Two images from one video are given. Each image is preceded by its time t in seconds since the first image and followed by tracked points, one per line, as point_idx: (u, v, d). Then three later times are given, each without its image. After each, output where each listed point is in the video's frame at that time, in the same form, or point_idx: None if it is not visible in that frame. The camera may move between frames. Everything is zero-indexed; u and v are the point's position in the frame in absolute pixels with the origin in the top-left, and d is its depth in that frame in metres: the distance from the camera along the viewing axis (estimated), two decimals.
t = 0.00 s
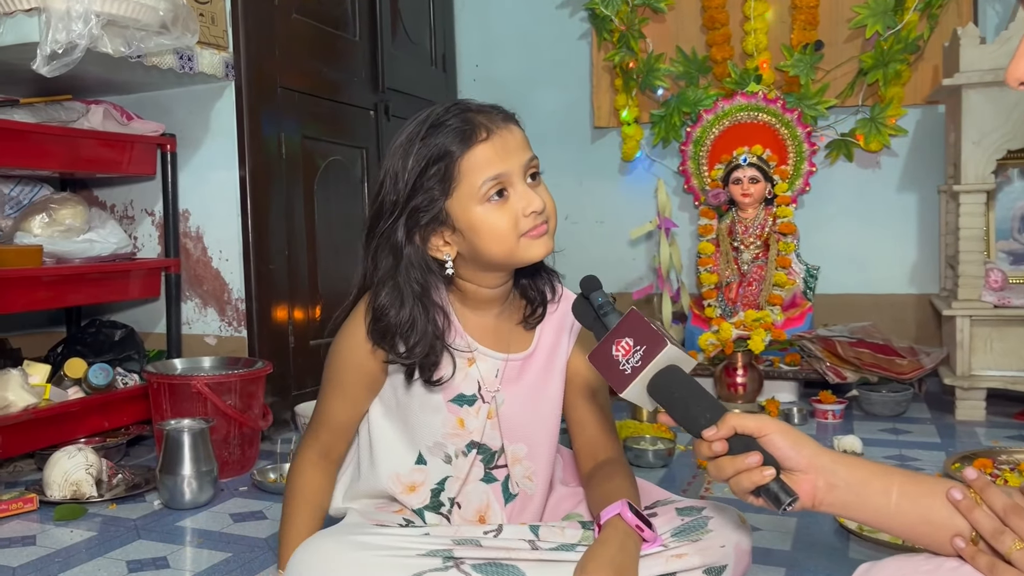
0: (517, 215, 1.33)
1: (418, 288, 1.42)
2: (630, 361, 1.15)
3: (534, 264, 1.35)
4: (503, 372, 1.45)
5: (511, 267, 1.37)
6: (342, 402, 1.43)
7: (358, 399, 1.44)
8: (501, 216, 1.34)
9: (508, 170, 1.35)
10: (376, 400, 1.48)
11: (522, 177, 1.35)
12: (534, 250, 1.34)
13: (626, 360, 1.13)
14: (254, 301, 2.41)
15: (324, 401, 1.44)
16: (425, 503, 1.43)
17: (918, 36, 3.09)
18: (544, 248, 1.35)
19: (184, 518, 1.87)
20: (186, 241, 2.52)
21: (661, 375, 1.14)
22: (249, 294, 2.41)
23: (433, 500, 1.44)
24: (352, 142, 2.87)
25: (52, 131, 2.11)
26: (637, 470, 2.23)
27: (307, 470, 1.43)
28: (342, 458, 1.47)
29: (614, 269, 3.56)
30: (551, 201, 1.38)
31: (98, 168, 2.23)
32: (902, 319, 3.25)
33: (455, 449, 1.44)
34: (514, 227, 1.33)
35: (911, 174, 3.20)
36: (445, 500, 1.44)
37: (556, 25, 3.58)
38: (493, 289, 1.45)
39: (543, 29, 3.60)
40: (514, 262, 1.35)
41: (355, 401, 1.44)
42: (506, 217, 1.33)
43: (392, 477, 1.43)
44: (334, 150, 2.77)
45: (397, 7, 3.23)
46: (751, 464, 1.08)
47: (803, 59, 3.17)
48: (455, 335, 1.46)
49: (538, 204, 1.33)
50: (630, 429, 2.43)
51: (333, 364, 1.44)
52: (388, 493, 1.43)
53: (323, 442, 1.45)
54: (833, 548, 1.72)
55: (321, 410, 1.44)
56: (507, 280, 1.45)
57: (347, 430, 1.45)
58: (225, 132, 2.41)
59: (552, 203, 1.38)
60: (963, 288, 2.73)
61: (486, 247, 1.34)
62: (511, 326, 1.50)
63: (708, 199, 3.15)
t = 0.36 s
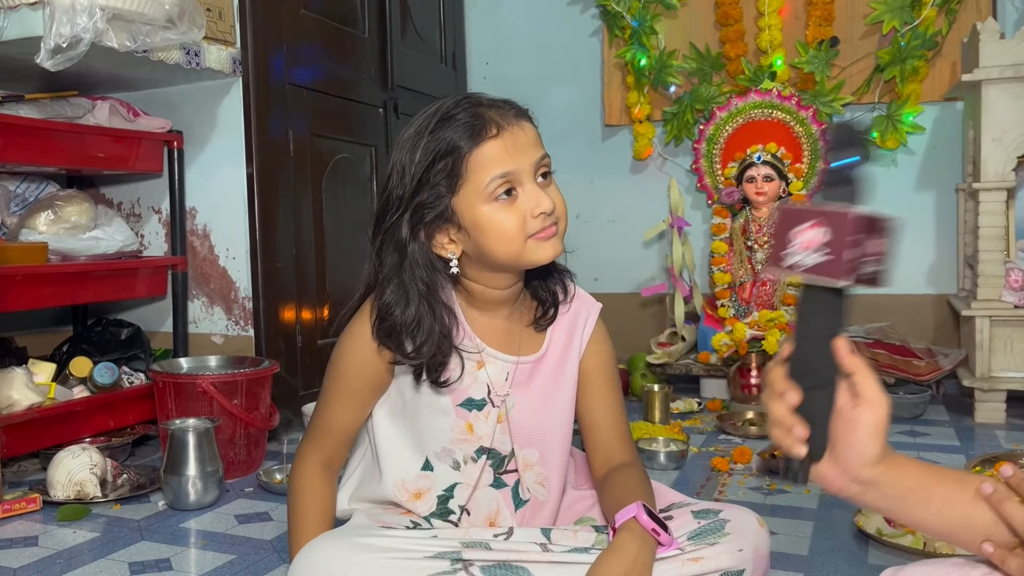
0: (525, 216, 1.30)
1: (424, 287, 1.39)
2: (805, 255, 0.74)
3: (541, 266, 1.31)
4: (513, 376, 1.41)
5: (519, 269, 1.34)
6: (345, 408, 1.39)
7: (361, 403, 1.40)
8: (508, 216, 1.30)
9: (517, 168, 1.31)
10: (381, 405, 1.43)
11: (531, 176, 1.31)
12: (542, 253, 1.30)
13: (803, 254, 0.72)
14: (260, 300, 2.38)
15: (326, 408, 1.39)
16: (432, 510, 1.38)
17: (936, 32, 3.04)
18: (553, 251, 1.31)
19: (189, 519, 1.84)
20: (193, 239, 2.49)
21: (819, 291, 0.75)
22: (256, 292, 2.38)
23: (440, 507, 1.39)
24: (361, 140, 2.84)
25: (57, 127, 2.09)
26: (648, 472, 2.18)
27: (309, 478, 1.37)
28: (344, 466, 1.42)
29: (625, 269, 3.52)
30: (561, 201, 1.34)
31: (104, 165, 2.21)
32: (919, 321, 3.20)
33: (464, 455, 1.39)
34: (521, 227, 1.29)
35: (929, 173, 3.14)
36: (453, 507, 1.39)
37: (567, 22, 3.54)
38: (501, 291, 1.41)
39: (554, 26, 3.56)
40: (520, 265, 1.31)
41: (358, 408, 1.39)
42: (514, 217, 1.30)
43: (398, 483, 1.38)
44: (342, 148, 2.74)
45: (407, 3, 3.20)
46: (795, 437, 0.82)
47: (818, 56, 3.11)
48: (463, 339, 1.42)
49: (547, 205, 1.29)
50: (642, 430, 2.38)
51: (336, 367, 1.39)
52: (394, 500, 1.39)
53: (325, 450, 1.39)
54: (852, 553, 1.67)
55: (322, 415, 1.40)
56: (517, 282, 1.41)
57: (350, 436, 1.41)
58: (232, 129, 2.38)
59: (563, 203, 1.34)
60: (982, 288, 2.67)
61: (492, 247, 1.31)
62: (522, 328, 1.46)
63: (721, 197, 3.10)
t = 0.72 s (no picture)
0: (507, 205, 1.26)
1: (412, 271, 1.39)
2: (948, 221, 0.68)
3: (521, 259, 1.27)
4: (513, 378, 1.37)
5: (503, 263, 1.30)
6: (342, 410, 1.36)
7: (358, 406, 1.37)
8: (487, 203, 1.28)
9: (502, 154, 1.29)
10: (378, 406, 1.40)
11: (518, 164, 1.29)
12: (522, 245, 1.26)
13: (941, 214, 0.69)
14: (263, 300, 2.35)
15: (323, 411, 1.36)
16: (432, 516, 1.33)
17: (949, 30, 2.99)
18: (534, 245, 1.26)
19: (188, 522, 1.81)
20: (195, 238, 2.46)
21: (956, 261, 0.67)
22: (259, 292, 2.35)
23: (441, 513, 1.34)
24: (366, 139, 2.82)
25: (59, 124, 2.07)
26: (656, 476, 2.14)
27: (307, 485, 1.34)
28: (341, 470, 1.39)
29: (633, 269, 3.48)
30: (554, 198, 1.30)
31: (108, 162, 2.20)
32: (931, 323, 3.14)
33: (464, 459, 1.35)
34: (502, 217, 1.26)
35: (942, 173, 3.09)
36: (453, 513, 1.34)
37: (574, 21, 3.51)
38: (498, 289, 1.37)
39: (561, 25, 3.53)
40: (499, 256, 1.27)
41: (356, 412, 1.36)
42: (496, 206, 1.27)
43: (399, 487, 1.34)
44: (347, 147, 2.71)
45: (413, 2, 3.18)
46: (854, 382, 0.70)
47: (829, 54, 3.08)
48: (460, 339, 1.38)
49: (530, 196, 1.26)
50: (650, 433, 2.34)
51: (333, 369, 1.36)
52: (393, 504, 1.34)
53: (323, 454, 1.36)
54: (864, 560, 1.62)
55: (319, 418, 1.37)
56: (515, 281, 1.38)
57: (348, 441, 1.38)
58: (235, 126, 2.36)
59: (554, 201, 1.30)
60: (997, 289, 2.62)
61: (471, 234, 1.29)
62: (524, 331, 1.43)
63: (730, 197, 3.07)
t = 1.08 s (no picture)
0: (494, 197, 1.24)
1: (407, 255, 1.40)
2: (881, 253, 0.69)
3: (502, 254, 1.24)
4: (509, 380, 1.35)
5: (489, 257, 1.27)
6: (338, 411, 1.33)
7: (354, 408, 1.34)
8: (475, 193, 1.26)
9: (498, 145, 1.28)
10: (375, 408, 1.38)
11: (512, 155, 1.27)
12: (504, 239, 1.23)
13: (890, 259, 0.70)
14: (262, 301, 2.32)
15: (318, 412, 1.34)
16: (430, 519, 1.31)
17: (956, 30, 2.96)
18: (517, 241, 1.23)
19: (185, 526, 1.78)
20: (194, 239, 2.44)
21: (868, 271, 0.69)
22: (258, 294, 2.33)
23: (439, 516, 1.31)
24: (368, 140, 2.80)
25: (56, 123, 2.04)
26: (660, 480, 2.11)
27: (303, 489, 1.31)
28: (339, 474, 1.36)
29: (636, 272, 3.45)
30: (547, 198, 1.27)
31: (107, 162, 2.18)
32: (938, 326, 3.10)
33: (460, 462, 1.32)
34: (488, 208, 1.24)
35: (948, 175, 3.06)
36: (450, 517, 1.32)
37: (578, 22, 3.49)
38: (492, 288, 1.34)
39: (565, 26, 3.50)
40: (480, 248, 1.25)
41: (351, 414, 1.34)
42: (483, 196, 1.25)
43: (396, 488, 1.31)
44: (349, 148, 2.69)
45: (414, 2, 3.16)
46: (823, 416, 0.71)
47: (835, 53, 3.07)
48: (455, 340, 1.35)
49: (517, 189, 1.23)
50: (654, 436, 2.31)
51: (327, 371, 1.33)
52: (392, 506, 1.31)
53: (320, 459, 1.34)
54: (873, 567, 1.59)
55: (315, 420, 1.34)
56: (510, 282, 1.35)
57: (344, 445, 1.35)
58: (235, 126, 2.33)
59: (546, 201, 1.26)
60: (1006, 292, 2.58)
61: (457, 223, 1.27)
62: (519, 334, 1.39)
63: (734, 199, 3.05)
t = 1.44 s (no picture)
0: (516, 190, 1.22)
1: (417, 245, 1.36)
2: (674, 361, 0.95)
3: (517, 249, 1.22)
4: (508, 378, 1.32)
5: (500, 252, 1.25)
6: (336, 409, 1.31)
7: (350, 408, 1.32)
8: (496, 185, 1.23)
9: (521, 138, 1.25)
10: (372, 407, 1.35)
11: (534, 150, 1.24)
12: (520, 233, 1.21)
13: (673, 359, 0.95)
14: (261, 301, 2.30)
15: (315, 411, 1.31)
16: (429, 520, 1.28)
17: (962, 29, 2.93)
18: (533, 236, 1.21)
19: (180, 529, 1.75)
20: (192, 239, 2.42)
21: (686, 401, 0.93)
22: (256, 294, 2.30)
23: (437, 517, 1.29)
24: (368, 140, 2.78)
25: (52, 121, 2.02)
26: (663, 483, 2.07)
27: (298, 492, 1.28)
28: (336, 476, 1.33)
29: (639, 273, 3.43)
30: (563, 197, 1.25)
31: (105, 161, 2.16)
32: (943, 328, 3.07)
33: (459, 462, 1.29)
34: (508, 201, 1.22)
35: (953, 175, 3.04)
36: (448, 518, 1.29)
37: (579, 22, 3.46)
38: (495, 284, 1.32)
39: (566, 26, 3.48)
40: (497, 241, 1.22)
41: (348, 413, 1.31)
42: (502, 189, 1.22)
43: (393, 489, 1.29)
44: (349, 147, 2.67)
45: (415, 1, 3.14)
46: (777, 486, 0.86)
47: (839, 54, 3.01)
48: (454, 337, 1.33)
49: (541, 183, 1.21)
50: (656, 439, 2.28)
51: (323, 371, 1.31)
52: (389, 507, 1.29)
53: (316, 461, 1.31)
54: (881, 572, 1.55)
55: (312, 419, 1.32)
56: (511, 278, 1.32)
57: (341, 445, 1.33)
58: (233, 124, 2.31)
59: (563, 199, 1.25)
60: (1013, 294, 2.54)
61: (473, 215, 1.24)
62: (518, 332, 1.36)
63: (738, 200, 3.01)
